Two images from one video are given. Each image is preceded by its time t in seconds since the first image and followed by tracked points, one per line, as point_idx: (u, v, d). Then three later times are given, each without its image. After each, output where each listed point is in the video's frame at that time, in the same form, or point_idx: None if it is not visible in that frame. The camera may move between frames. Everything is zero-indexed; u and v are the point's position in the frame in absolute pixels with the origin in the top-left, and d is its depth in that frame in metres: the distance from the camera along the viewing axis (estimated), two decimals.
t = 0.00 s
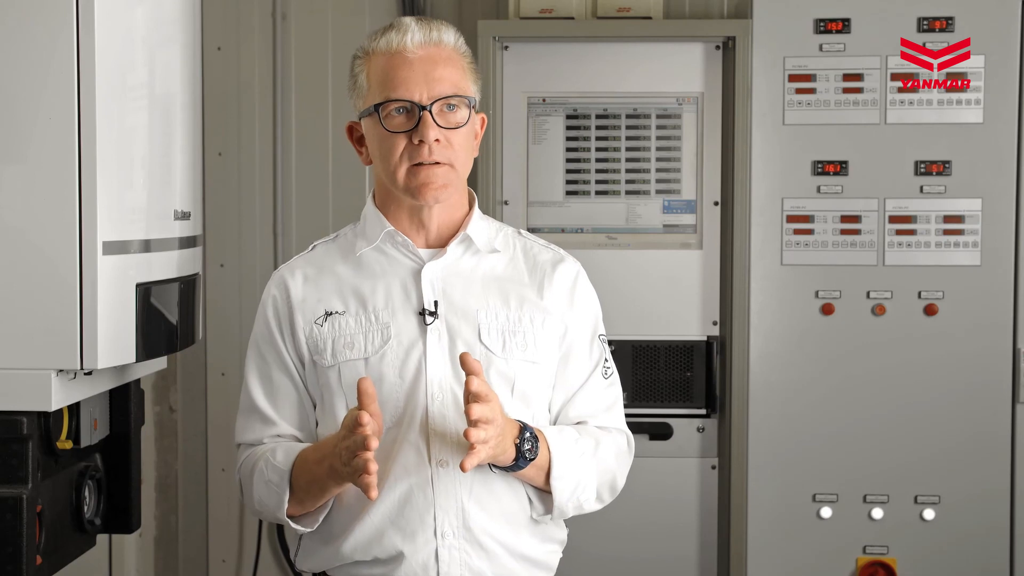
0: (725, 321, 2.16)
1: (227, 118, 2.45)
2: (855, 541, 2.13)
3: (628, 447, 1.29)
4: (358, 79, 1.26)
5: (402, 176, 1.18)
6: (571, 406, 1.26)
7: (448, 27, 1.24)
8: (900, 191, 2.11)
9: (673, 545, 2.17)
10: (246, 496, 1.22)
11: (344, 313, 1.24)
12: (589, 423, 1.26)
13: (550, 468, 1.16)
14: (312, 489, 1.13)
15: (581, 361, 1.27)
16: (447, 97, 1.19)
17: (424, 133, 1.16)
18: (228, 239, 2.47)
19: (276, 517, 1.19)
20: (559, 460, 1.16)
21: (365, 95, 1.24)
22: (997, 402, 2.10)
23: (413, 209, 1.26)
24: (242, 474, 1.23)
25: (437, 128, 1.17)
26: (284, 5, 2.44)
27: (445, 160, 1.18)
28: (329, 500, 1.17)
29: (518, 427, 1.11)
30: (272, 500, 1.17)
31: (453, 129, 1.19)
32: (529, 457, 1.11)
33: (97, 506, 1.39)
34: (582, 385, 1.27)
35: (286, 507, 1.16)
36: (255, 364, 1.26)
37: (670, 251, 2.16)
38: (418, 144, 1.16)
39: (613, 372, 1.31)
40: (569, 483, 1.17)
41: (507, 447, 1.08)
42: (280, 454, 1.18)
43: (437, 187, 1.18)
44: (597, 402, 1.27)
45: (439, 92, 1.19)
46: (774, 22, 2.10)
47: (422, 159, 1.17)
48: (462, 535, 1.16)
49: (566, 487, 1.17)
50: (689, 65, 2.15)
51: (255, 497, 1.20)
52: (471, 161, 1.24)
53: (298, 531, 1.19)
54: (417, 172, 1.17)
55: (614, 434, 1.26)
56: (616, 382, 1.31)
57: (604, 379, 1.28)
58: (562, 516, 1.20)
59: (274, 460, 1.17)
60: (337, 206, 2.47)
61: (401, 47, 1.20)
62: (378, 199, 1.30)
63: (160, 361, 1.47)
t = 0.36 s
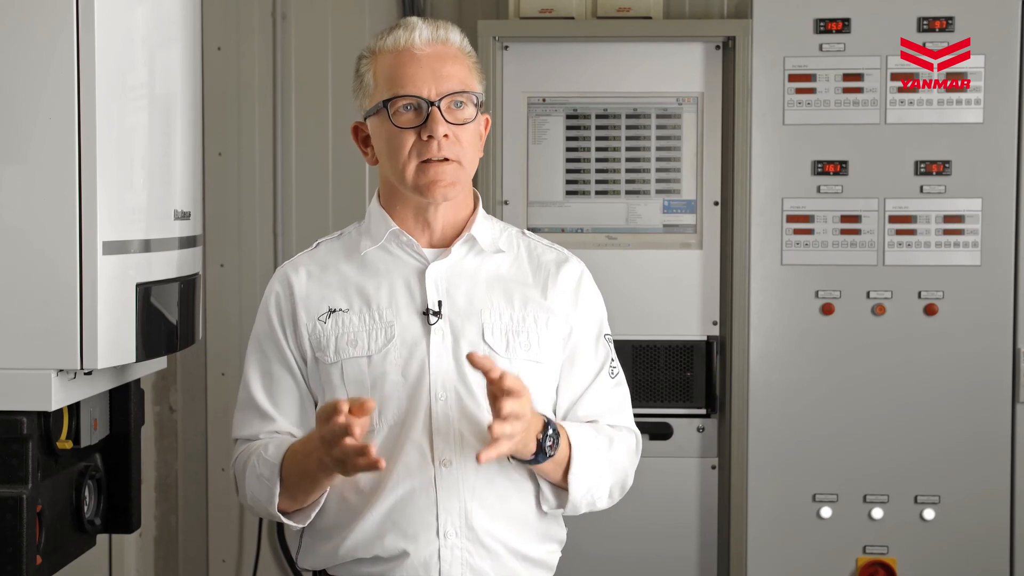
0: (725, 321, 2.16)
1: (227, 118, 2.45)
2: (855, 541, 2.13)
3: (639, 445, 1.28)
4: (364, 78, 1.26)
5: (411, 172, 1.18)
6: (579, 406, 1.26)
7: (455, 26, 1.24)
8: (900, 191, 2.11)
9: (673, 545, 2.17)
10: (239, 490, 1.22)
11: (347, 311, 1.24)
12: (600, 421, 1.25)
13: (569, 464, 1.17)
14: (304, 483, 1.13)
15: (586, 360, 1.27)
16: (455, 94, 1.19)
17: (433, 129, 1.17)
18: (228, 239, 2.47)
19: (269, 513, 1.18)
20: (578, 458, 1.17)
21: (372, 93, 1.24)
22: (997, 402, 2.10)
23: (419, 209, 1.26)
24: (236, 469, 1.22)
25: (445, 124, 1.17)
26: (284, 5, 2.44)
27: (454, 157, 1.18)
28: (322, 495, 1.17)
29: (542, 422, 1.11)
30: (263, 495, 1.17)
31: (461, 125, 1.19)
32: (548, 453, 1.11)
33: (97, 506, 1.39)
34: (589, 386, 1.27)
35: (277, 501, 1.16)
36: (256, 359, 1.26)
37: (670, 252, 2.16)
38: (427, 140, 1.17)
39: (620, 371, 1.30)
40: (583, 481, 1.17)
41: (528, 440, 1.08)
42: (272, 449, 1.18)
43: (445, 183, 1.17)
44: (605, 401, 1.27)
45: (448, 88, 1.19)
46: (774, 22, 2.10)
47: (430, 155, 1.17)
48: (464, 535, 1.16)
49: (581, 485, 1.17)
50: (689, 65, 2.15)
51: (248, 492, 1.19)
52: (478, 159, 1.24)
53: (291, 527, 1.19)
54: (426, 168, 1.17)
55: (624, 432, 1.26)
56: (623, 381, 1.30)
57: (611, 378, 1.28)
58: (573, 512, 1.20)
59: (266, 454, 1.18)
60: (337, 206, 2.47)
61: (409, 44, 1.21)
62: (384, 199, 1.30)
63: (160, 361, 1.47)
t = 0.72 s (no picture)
0: (725, 321, 2.16)
1: (227, 118, 2.45)
2: (855, 541, 2.13)
3: (640, 439, 1.27)
4: (361, 81, 1.26)
5: (406, 180, 1.18)
6: (579, 397, 1.26)
7: (452, 30, 1.24)
8: (900, 191, 2.11)
9: (673, 545, 2.17)
10: (242, 490, 1.22)
11: (346, 310, 1.24)
12: (599, 413, 1.25)
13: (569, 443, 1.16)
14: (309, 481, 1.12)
15: (585, 355, 1.27)
16: (451, 101, 1.19)
17: (429, 138, 1.17)
18: (228, 239, 2.47)
19: (272, 512, 1.18)
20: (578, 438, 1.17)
21: (369, 97, 1.24)
22: (997, 402, 2.10)
23: (416, 209, 1.26)
24: (239, 468, 1.22)
25: (441, 133, 1.17)
26: (284, 5, 2.44)
27: (450, 164, 1.18)
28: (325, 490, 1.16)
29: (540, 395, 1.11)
30: (265, 494, 1.17)
31: (457, 133, 1.19)
32: (552, 423, 1.11)
33: (97, 506, 1.39)
34: (587, 378, 1.27)
35: (279, 498, 1.16)
36: (257, 360, 1.26)
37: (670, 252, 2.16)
38: (423, 149, 1.17)
39: (620, 368, 1.30)
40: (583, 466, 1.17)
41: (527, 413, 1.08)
42: (270, 447, 1.19)
43: (441, 191, 1.18)
44: (605, 397, 1.27)
45: (444, 96, 1.19)
46: (774, 22, 2.10)
47: (426, 164, 1.17)
48: (463, 533, 1.16)
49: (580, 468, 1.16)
50: (689, 64, 2.15)
51: (251, 492, 1.19)
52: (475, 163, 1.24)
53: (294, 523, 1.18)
54: (421, 176, 1.17)
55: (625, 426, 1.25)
56: (624, 378, 1.30)
57: (609, 374, 1.28)
58: (573, 498, 1.17)
59: (265, 452, 1.18)
60: (337, 207, 2.47)
61: (405, 51, 1.20)
62: (382, 198, 1.29)
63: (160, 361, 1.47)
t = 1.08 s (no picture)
0: (725, 321, 2.16)
1: (227, 118, 2.45)
2: (855, 541, 2.13)
3: (643, 431, 1.26)
4: (355, 81, 1.26)
5: (398, 178, 1.18)
6: (580, 389, 1.25)
7: (445, 27, 1.24)
8: (900, 191, 2.11)
9: (673, 545, 2.17)
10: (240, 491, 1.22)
11: (343, 311, 1.24)
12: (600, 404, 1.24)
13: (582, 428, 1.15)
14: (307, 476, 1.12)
15: (582, 351, 1.27)
16: (443, 98, 1.19)
17: (420, 135, 1.16)
18: (228, 238, 2.47)
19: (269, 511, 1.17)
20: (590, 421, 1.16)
21: (362, 96, 1.24)
22: (997, 402, 2.10)
23: (412, 208, 1.26)
24: (237, 467, 1.22)
25: (433, 130, 1.17)
26: (284, 5, 2.44)
27: (442, 161, 1.18)
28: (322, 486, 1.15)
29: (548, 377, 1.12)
30: (262, 492, 1.16)
31: (449, 130, 1.18)
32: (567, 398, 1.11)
33: (97, 506, 1.39)
34: (586, 372, 1.26)
35: (276, 496, 1.15)
36: (256, 362, 1.26)
37: (670, 252, 2.16)
38: (414, 146, 1.17)
39: (621, 364, 1.29)
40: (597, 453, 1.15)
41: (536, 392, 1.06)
42: (265, 445, 1.19)
43: (434, 188, 1.17)
44: (607, 392, 1.26)
45: (435, 94, 1.19)
46: (774, 22, 2.10)
47: (417, 161, 1.17)
48: (462, 534, 1.16)
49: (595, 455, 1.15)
50: (689, 65, 2.15)
51: (248, 491, 1.19)
52: (469, 161, 1.23)
53: (292, 521, 1.17)
54: (413, 174, 1.17)
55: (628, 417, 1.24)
56: (624, 373, 1.29)
57: (608, 368, 1.27)
58: (590, 486, 1.15)
59: (261, 450, 1.18)
60: (337, 207, 2.47)
61: (397, 49, 1.20)
62: (378, 198, 1.29)
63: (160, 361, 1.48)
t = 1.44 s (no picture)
0: (725, 321, 2.16)
1: (227, 118, 2.45)
2: (855, 542, 2.13)
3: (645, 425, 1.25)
4: (354, 80, 1.26)
5: (396, 177, 1.18)
6: (580, 384, 1.25)
7: (442, 26, 1.24)
8: (900, 191, 2.11)
9: (673, 545, 2.17)
10: (241, 490, 1.21)
11: (341, 310, 1.24)
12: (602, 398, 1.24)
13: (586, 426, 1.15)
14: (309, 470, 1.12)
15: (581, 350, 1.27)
16: (440, 98, 1.19)
17: (417, 134, 1.17)
18: (228, 238, 2.47)
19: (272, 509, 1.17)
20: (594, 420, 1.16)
21: (360, 96, 1.24)
22: (997, 402, 2.10)
23: (410, 208, 1.26)
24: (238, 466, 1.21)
25: (430, 130, 1.17)
26: (284, 5, 2.44)
27: (439, 161, 1.18)
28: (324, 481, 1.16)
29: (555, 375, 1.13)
30: (263, 487, 1.15)
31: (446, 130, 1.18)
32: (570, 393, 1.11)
33: (97, 506, 1.39)
34: (585, 370, 1.26)
35: (278, 493, 1.15)
36: (255, 359, 1.25)
37: (670, 252, 2.16)
38: (411, 146, 1.17)
39: (620, 362, 1.30)
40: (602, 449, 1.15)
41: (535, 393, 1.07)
42: (268, 441, 1.18)
43: (431, 188, 1.17)
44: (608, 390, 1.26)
45: (432, 93, 1.19)
46: (774, 22, 2.10)
47: (414, 161, 1.17)
48: (461, 534, 1.16)
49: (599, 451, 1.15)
50: (689, 65, 2.15)
51: (249, 488, 1.18)
52: (466, 161, 1.23)
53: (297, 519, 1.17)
54: (410, 173, 1.17)
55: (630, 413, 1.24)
56: (624, 370, 1.29)
57: (608, 366, 1.27)
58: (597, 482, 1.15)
59: (263, 446, 1.17)
60: (337, 206, 2.47)
61: (393, 48, 1.20)
62: (377, 197, 1.29)
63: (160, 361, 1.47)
